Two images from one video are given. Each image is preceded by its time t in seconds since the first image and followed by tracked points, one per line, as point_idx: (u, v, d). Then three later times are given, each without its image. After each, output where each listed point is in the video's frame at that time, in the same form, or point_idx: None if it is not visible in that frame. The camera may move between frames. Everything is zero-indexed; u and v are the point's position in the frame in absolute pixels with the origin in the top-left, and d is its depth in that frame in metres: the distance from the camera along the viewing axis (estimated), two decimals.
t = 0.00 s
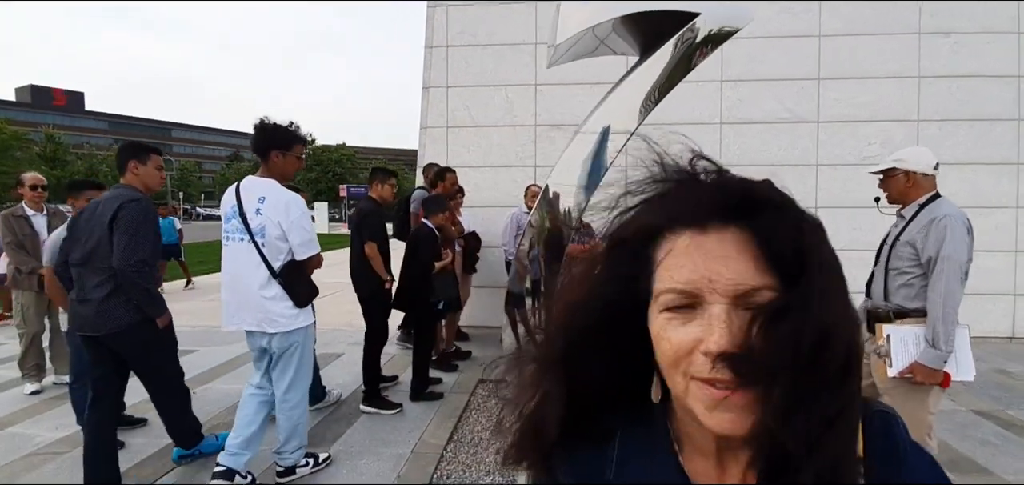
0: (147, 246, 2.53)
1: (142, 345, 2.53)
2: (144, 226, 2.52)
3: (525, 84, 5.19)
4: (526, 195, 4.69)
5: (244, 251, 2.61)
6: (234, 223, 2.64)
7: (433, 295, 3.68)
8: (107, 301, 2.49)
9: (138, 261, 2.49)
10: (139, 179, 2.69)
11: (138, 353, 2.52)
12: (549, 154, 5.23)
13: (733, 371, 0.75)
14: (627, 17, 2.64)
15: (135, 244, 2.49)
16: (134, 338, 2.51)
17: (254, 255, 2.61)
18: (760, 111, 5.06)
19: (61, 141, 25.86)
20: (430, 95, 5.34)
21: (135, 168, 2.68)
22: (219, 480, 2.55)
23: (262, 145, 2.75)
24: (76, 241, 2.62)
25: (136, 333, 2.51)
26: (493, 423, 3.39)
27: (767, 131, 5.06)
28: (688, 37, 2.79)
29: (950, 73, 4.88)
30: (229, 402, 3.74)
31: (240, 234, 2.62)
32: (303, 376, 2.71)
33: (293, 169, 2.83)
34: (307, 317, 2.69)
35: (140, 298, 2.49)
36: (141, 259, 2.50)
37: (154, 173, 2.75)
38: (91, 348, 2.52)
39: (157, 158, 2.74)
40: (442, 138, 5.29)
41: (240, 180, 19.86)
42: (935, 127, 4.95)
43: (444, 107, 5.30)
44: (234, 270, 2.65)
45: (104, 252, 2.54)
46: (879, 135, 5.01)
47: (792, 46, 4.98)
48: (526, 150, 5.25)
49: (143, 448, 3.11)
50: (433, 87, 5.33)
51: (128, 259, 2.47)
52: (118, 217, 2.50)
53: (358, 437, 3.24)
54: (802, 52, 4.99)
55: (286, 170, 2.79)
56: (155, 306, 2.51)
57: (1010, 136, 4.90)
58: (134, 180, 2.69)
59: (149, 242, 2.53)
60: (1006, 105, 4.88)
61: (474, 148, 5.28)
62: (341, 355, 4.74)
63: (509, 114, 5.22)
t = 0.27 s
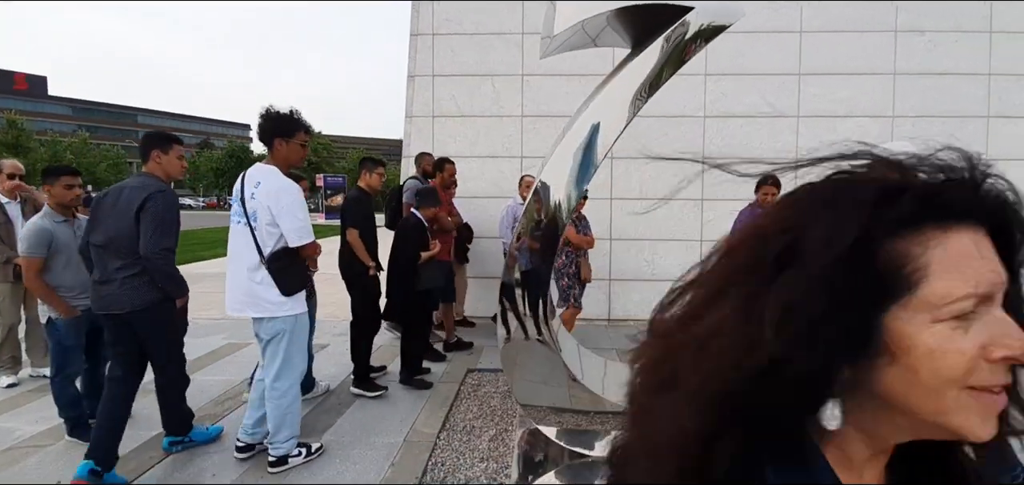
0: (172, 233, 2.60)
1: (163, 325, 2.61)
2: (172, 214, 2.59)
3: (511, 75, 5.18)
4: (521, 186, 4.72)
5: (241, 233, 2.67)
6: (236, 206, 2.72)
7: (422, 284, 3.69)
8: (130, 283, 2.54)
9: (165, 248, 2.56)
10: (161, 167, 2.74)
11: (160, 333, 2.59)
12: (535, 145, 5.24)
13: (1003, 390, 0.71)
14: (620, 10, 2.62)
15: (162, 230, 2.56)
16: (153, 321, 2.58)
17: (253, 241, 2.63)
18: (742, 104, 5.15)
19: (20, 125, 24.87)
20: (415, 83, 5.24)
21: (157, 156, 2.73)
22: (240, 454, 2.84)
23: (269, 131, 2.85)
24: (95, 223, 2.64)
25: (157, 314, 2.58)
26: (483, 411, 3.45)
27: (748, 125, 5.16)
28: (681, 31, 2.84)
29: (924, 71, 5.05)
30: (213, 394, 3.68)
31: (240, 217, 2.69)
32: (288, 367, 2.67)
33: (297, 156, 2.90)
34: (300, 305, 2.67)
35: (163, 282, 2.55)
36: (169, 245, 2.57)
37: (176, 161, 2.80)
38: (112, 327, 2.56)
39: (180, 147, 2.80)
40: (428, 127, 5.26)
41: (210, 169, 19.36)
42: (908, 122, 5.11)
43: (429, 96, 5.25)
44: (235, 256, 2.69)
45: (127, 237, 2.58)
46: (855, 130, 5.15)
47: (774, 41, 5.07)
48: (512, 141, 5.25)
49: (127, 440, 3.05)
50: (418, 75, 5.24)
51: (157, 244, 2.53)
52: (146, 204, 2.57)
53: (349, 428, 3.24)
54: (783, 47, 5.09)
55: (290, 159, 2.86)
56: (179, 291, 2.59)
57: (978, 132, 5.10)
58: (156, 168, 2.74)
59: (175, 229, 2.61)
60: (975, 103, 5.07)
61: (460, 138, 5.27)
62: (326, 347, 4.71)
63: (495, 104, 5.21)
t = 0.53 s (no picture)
0: (178, 213, 2.70)
1: (170, 301, 2.74)
2: (178, 195, 2.70)
3: (502, 66, 5.17)
4: (519, 176, 4.72)
5: (239, 221, 2.69)
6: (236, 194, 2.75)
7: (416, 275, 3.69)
8: (137, 261, 2.71)
9: (170, 227, 2.67)
10: (171, 151, 2.83)
11: (167, 309, 2.73)
12: (526, 137, 5.24)
13: None
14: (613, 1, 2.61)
15: (168, 211, 2.67)
16: (161, 296, 2.73)
17: (244, 227, 2.65)
18: (730, 99, 5.20)
19: None
20: (405, 72, 5.19)
21: (168, 141, 2.81)
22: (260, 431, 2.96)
23: (265, 119, 2.82)
24: (110, 201, 2.78)
25: (162, 290, 2.72)
26: (474, 401, 3.46)
27: (736, 120, 5.22)
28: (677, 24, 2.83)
29: (907, 69, 5.14)
30: (201, 383, 3.65)
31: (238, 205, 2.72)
32: (278, 352, 2.65)
33: (292, 145, 2.88)
34: (289, 290, 2.65)
35: (168, 261, 2.68)
36: (173, 225, 2.67)
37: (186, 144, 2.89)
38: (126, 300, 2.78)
39: (189, 131, 2.87)
40: (417, 117, 5.23)
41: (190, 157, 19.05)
42: (891, 120, 5.20)
43: (419, 85, 5.22)
44: (234, 244, 2.74)
45: (138, 216, 2.72)
46: (840, 127, 5.23)
47: (763, 37, 5.13)
48: (502, 132, 5.24)
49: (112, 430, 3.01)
50: (408, 65, 5.19)
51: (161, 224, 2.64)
52: (153, 187, 2.66)
53: (339, 416, 3.24)
54: (771, 43, 5.14)
55: (287, 146, 2.85)
56: (183, 270, 2.70)
57: (958, 130, 5.22)
58: (167, 152, 2.82)
59: (181, 210, 2.71)
60: (955, 102, 5.18)
61: (449, 128, 5.24)
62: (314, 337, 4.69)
63: (486, 95, 5.20)
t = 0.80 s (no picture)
0: (179, 209, 2.76)
1: (177, 296, 2.80)
2: (179, 191, 2.76)
3: (503, 66, 5.18)
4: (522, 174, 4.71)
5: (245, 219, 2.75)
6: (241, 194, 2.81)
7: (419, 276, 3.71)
8: (149, 253, 2.79)
9: (170, 222, 2.72)
10: (190, 150, 2.95)
11: (172, 303, 2.78)
12: (526, 137, 5.24)
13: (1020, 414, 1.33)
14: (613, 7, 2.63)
15: (170, 206, 2.74)
16: (167, 291, 2.78)
17: (246, 225, 2.70)
18: (730, 102, 5.21)
19: None
20: (406, 71, 5.19)
21: (186, 140, 2.94)
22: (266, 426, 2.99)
23: (260, 121, 2.87)
24: (137, 199, 2.95)
25: (167, 285, 2.77)
26: (474, 401, 3.48)
27: (736, 122, 5.23)
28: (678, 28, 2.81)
29: (908, 74, 5.17)
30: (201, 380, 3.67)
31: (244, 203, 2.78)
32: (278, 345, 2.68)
33: (289, 143, 2.89)
34: (290, 285, 2.66)
35: (170, 255, 2.73)
36: (173, 220, 2.73)
37: (203, 145, 3.01)
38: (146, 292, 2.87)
39: (207, 132, 3.01)
40: (418, 116, 5.23)
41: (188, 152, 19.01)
42: (890, 124, 5.22)
43: (420, 84, 5.21)
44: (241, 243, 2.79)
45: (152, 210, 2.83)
46: (839, 130, 5.24)
47: (765, 40, 5.13)
48: (503, 132, 5.24)
49: (112, 427, 3.01)
50: (409, 63, 5.18)
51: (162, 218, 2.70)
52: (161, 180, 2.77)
53: (338, 415, 3.24)
54: (772, 46, 5.15)
55: (282, 144, 2.85)
56: (184, 263, 2.75)
57: (956, 135, 5.25)
58: (187, 153, 2.96)
59: (182, 205, 2.76)
60: (954, 106, 5.21)
61: (450, 128, 5.24)
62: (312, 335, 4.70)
63: (487, 95, 5.20)
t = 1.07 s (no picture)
0: (152, 198, 2.77)
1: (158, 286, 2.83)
2: (151, 180, 2.77)
3: (491, 61, 5.15)
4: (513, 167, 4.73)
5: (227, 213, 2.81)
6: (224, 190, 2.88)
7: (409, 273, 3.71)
8: (134, 241, 2.84)
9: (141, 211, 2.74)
10: (180, 143, 2.92)
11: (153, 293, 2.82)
12: (514, 133, 5.22)
13: None
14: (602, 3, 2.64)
15: (144, 195, 2.77)
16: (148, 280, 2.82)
17: (228, 219, 2.80)
18: (717, 100, 5.23)
19: None
20: (392, 65, 5.13)
21: (179, 133, 2.90)
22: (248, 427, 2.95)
23: (243, 116, 2.81)
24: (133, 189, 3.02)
25: (148, 274, 2.81)
26: (461, 399, 3.46)
27: (723, 120, 5.25)
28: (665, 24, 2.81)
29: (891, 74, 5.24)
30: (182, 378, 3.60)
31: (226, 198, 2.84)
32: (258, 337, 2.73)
33: (271, 137, 2.84)
34: (269, 279, 2.70)
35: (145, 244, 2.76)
36: (144, 209, 2.75)
37: (195, 137, 2.96)
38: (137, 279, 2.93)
39: (198, 125, 2.96)
40: (405, 111, 5.19)
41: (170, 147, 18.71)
42: (874, 123, 5.28)
43: (407, 79, 5.16)
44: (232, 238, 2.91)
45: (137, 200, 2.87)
46: (824, 129, 5.28)
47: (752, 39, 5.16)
48: (490, 128, 5.21)
49: (91, 425, 2.95)
50: (396, 57, 5.13)
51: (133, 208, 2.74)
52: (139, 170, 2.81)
53: (323, 413, 3.21)
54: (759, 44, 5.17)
55: (265, 139, 2.81)
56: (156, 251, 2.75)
57: (937, 134, 5.34)
58: (178, 146, 2.93)
59: (154, 194, 2.77)
60: (935, 106, 5.30)
61: (438, 123, 5.20)
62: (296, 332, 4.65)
63: (475, 90, 5.17)
